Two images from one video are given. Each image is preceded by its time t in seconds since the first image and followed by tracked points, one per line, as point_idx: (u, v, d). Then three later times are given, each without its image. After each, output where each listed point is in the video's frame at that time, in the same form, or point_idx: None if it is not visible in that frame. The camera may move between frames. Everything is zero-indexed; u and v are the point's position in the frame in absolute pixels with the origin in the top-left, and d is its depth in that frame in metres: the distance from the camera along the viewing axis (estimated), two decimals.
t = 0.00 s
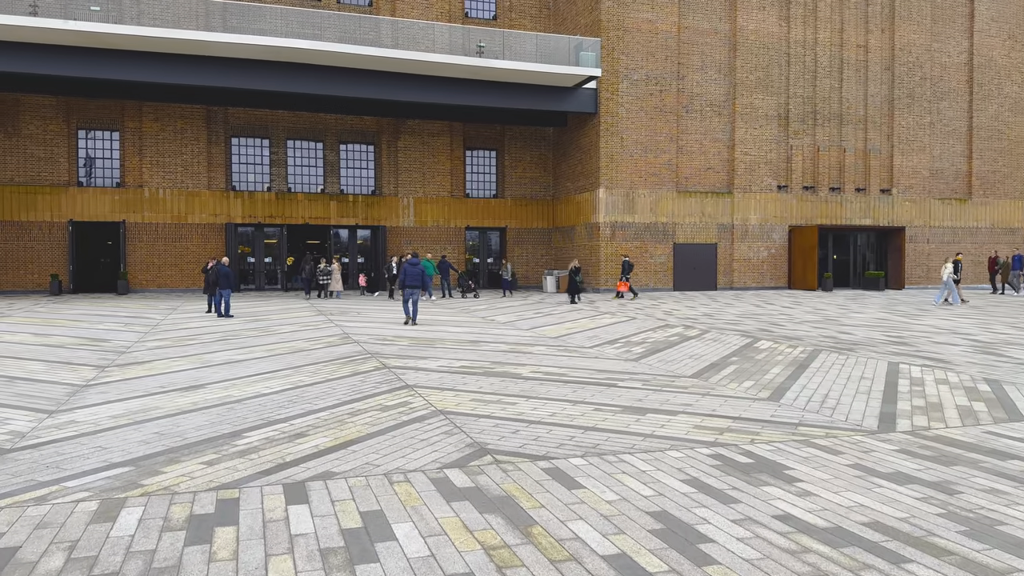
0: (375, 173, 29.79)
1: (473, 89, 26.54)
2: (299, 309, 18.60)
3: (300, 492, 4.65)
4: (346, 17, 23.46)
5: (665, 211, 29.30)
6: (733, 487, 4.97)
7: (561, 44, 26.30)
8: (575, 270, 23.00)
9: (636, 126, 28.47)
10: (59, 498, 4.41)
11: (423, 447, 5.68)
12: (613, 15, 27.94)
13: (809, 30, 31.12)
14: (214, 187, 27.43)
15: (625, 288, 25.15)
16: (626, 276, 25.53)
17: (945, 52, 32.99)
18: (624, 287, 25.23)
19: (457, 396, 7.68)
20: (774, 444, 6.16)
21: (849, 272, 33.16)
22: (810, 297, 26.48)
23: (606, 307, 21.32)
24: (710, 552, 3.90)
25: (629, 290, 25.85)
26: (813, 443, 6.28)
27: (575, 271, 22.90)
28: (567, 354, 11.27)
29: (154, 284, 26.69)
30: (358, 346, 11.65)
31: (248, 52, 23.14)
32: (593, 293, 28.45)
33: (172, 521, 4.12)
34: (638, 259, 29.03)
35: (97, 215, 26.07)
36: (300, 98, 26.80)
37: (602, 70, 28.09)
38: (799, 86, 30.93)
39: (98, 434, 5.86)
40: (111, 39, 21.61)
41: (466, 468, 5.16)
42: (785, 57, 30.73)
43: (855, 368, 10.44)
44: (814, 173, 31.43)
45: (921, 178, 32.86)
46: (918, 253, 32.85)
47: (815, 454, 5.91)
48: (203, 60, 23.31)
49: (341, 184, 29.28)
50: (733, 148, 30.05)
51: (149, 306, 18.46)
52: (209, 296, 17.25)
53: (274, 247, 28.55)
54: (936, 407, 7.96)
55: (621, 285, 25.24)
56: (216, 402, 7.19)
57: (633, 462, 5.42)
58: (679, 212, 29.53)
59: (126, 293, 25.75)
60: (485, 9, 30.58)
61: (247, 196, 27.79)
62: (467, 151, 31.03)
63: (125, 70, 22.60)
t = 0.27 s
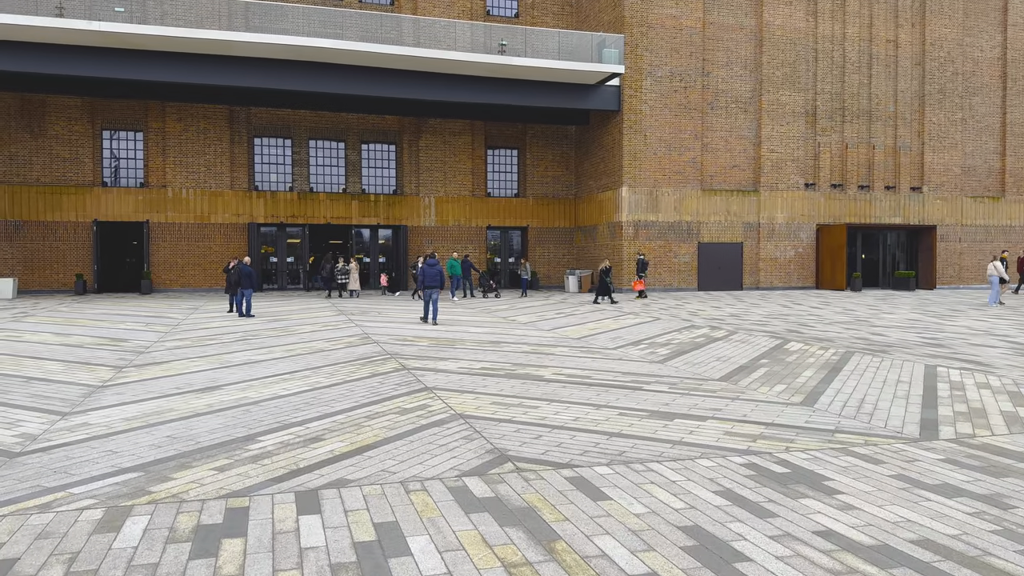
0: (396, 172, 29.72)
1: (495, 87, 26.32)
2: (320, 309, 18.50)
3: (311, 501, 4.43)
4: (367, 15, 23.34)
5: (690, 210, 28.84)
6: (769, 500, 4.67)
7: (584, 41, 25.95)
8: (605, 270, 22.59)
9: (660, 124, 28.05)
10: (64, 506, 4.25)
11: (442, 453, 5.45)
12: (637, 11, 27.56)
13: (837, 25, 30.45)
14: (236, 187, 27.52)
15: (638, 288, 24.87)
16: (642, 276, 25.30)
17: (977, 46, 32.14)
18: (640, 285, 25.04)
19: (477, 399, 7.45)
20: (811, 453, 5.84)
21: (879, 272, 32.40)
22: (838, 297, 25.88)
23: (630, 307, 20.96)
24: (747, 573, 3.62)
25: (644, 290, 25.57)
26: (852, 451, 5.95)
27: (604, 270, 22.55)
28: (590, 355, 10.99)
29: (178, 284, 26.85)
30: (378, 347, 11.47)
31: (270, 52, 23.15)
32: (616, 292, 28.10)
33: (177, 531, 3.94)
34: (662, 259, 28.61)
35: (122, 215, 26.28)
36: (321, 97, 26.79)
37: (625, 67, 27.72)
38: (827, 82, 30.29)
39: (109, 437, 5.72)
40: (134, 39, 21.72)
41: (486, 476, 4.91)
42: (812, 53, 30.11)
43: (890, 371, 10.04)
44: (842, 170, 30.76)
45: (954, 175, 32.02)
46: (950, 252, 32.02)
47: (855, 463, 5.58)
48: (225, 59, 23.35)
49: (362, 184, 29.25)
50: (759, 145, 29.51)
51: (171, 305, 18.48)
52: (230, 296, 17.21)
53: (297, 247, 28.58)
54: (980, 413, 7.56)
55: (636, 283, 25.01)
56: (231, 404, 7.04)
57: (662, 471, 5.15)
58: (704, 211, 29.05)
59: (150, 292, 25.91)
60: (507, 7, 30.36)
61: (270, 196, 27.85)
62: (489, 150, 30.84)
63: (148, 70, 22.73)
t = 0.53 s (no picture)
0: (414, 173, 29.62)
1: (513, 86, 26.07)
2: (338, 311, 18.38)
3: (319, 516, 4.22)
4: (385, 16, 23.32)
5: (712, 210, 28.40)
6: (804, 518, 4.39)
7: (604, 39, 25.63)
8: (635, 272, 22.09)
9: (681, 123, 27.66)
10: (64, 519, 4.08)
11: (457, 464, 5.23)
12: (657, 9, 27.21)
13: (862, 21, 29.86)
14: (255, 188, 27.57)
15: (650, 289, 24.40)
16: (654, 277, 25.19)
17: (1007, 42, 31.38)
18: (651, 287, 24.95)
19: (495, 405, 7.22)
20: (846, 466, 5.54)
21: (906, 273, 31.71)
22: (864, 299, 25.31)
23: (650, 309, 20.61)
24: None
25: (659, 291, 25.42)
26: (891, 465, 5.63)
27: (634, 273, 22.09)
28: (610, 359, 10.72)
29: (197, 285, 26.93)
30: (394, 349, 11.29)
31: (288, 52, 23.11)
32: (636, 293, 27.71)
33: (179, 548, 3.75)
34: (683, 259, 28.20)
35: (141, 216, 26.42)
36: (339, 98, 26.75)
37: (646, 66, 27.37)
38: (852, 79, 29.70)
39: (116, 445, 5.56)
40: (154, 41, 21.78)
41: (503, 490, 4.68)
42: (837, 50, 29.54)
43: (924, 377, 9.65)
44: (868, 169, 30.14)
45: (983, 174, 31.26)
46: (979, 253, 31.26)
47: (895, 479, 5.26)
48: (243, 60, 23.34)
49: (381, 185, 29.18)
50: (782, 144, 29.00)
51: (189, 307, 18.46)
52: (248, 297, 17.13)
53: (316, 248, 28.57)
54: None
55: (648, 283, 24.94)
56: (243, 410, 6.87)
57: (690, 486, 4.86)
58: (726, 210, 28.59)
59: (169, 293, 26.00)
60: (526, 6, 30.14)
61: (288, 197, 27.87)
62: (507, 150, 30.65)
63: (167, 71, 22.80)
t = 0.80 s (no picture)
0: (430, 175, 29.51)
1: (529, 87, 25.85)
2: (353, 313, 18.25)
3: (329, 532, 4.02)
4: (401, 16, 23.22)
5: (731, 211, 28.00)
6: (842, 538, 4.13)
7: (621, 38, 25.34)
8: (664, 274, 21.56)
9: (699, 123, 27.30)
10: (65, 535, 3.91)
11: (474, 476, 5.01)
12: (675, 8, 26.88)
13: (884, 19, 29.35)
14: (271, 190, 27.58)
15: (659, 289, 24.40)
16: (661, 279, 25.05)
17: None
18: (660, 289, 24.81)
19: (512, 413, 7.01)
20: (882, 480, 5.26)
21: (929, 275, 31.08)
22: (888, 301, 24.80)
23: (668, 312, 20.28)
24: None
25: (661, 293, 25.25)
26: (929, 479, 5.34)
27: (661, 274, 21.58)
28: (629, 364, 10.46)
29: (213, 288, 26.95)
30: (409, 353, 11.10)
31: (303, 54, 23.04)
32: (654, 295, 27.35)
33: (183, 567, 3.57)
34: (701, 261, 27.80)
35: (157, 218, 26.50)
36: (354, 99, 26.68)
37: (663, 65, 27.06)
38: (874, 77, 29.19)
39: (124, 454, 5.41)
40: (170, 43, 21.81)
41: (522, 505, 4.45)
42: (858, 48, 29.03)
43: (956, 384, 9.30)
44: (890, 169, 29.60)
45: (1008, 174, 30.61)
46: (1005, 254, 30.59)
47: (935, 494, 4.98)
48: (259, 62, 23.31)
49: (396, 186, 29.09)
50: (803, 144, 28.55)
51: (204, 309, 18.41)
52: (262, 299, 17.05)
53: (331, 250, 28.51)
54: None
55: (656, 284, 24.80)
56: (254, 417, 6.70)
57: (718, 501, 4.61)
58: (745, 211, 28.18)
59: (185, 295, 26.05)
60: (542, 6, 29.95)
61: (304, 199, 27.85)
62: (523, 151, 30.45)
63: (183, 73, 22.81)
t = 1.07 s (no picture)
0: (444, 178, 29.40)
1: (543, 88, 25.66)
2: (366, 317, 18.10)
3: (342, 551, 3.83)
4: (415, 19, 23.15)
5: (748, 213, 27.63)
6: (885, 561, 3.88)
7: (636, 39, 25.09)
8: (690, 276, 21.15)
9: (716, 125, 26.98)
10: (68, 553, 3.75)
11: (493, 491, 4.80)
12: (691, 8, 26.59)
13: (904, 19, 28.91)
14: (285, 193, 27.56)
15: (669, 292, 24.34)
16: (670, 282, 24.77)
17: None
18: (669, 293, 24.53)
19: (530, 422, 6.79)
20: (923, 497, 4.99)
21: (951, 279, 30.51)
22: (909, 305, 24.34)
23: (686, 316, 19.97)
24: None
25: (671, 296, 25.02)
26: (972, 495, 5.07)
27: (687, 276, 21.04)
28: (649, 371, 10.21)
29: (227, 291, 26.91)
30: (424, 359, 10.91)
31: (317, 56, 22.97)
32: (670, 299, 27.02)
33: None
34: (718, 264, 27.46)
35: (172, 221, 26.55)
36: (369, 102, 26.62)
37: (680, 66, 26.77)
38: (894, 78, 28.75)
39: (132, 465, 5.25)
40: (185, 46, 21.82)
41: (545, 523, 4.24)
42: (877, 48, 28.61)
43: (989, 392, 8.97)
44: (910, 171, 29.12)
45: None
46: None
47: (980, 513, 4.70)
48: (273, 64, 23.29)
49: (410, 189, 28.98)
50: (821, 145, 28.14)
51: (218, 313, 18.33)
52: (276, 303, 16.95)
53: (345, 253, 28.44)
54: None
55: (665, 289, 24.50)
56: (266, 426, 6.53)
57: (751, 520, 4.37)
58: (763, 214, 27.80)
59: (199, 299, 26.05)
60: (556, 7, 29.77)
61: (318, 202, 27.80)
62: (537, 154, 30.25)
63: (198, 76, 22.81)
